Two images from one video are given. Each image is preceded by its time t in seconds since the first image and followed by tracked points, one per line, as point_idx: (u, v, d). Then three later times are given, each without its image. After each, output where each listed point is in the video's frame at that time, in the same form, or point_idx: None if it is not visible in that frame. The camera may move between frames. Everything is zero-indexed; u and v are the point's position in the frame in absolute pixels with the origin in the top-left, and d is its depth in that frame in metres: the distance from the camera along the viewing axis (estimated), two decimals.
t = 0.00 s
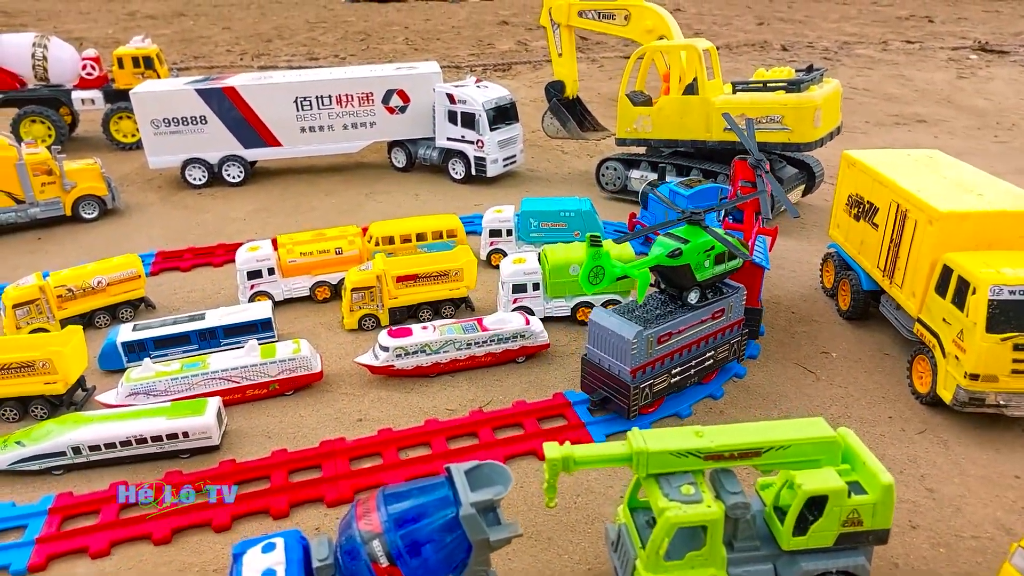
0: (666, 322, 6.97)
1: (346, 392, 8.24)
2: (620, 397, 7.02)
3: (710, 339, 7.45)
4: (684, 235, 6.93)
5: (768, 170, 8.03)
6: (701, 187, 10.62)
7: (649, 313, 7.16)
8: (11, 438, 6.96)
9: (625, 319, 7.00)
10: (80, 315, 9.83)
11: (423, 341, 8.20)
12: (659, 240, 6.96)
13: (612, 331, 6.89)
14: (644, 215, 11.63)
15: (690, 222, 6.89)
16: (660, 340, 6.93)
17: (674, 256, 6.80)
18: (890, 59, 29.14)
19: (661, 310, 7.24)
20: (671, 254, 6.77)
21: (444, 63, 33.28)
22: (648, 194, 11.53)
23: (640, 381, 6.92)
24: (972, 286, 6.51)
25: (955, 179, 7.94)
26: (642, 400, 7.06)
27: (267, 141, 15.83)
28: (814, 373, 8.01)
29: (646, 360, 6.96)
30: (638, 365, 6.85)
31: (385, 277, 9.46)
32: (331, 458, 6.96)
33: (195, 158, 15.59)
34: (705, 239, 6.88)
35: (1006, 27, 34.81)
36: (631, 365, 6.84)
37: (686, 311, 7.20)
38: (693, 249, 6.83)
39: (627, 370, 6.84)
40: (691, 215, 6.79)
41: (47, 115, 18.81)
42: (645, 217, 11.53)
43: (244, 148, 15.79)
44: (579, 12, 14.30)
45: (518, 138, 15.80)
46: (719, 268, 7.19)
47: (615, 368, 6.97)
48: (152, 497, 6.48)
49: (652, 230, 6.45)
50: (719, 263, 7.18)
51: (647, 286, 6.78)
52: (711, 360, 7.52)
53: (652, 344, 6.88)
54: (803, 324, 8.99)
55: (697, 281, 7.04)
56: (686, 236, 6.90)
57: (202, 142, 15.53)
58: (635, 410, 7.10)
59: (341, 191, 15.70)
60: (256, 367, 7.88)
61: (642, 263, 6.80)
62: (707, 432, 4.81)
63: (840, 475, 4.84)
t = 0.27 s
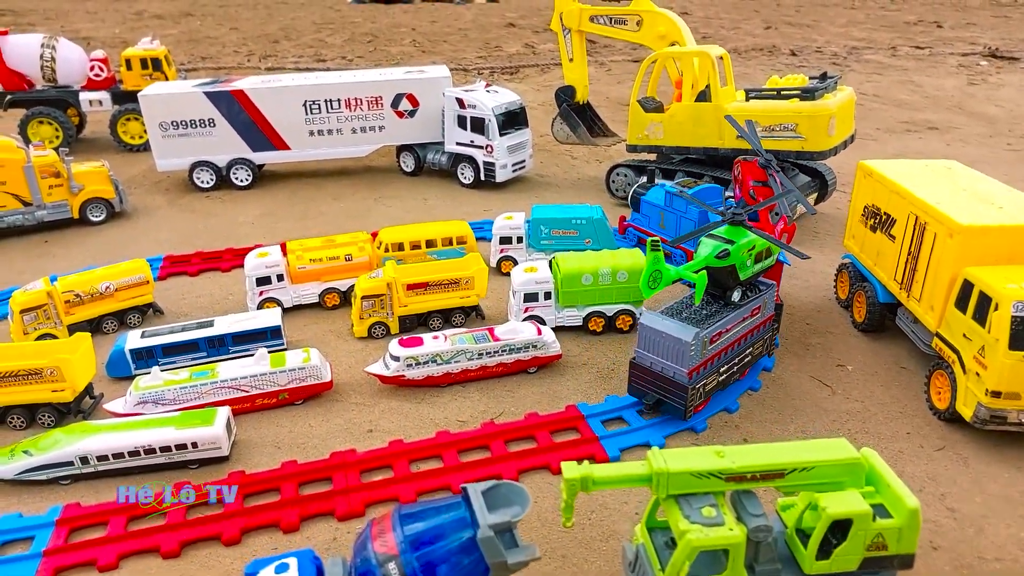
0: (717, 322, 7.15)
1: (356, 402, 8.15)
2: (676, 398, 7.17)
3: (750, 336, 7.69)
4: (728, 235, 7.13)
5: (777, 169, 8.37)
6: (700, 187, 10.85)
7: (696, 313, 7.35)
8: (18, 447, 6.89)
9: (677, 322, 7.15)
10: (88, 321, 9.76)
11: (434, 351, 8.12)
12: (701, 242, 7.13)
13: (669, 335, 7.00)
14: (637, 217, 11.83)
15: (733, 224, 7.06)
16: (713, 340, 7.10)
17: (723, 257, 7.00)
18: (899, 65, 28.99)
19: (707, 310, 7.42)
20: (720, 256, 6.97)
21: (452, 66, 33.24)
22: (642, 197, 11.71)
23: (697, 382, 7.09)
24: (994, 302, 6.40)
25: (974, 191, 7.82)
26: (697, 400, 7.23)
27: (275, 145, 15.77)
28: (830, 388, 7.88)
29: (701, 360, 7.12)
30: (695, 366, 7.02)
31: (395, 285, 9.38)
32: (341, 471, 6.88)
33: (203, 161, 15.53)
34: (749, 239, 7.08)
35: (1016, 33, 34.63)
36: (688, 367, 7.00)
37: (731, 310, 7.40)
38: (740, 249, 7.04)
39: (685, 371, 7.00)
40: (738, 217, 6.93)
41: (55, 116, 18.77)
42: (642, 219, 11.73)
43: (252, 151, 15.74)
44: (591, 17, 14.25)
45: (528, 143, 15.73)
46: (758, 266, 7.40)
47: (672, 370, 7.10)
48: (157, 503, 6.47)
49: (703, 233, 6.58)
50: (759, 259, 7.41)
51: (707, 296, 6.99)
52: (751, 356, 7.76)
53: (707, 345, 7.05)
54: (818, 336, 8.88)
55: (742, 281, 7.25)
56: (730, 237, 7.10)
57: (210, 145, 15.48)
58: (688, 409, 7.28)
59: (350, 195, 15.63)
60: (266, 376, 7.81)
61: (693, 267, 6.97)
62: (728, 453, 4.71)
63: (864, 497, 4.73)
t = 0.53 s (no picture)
0: (750, 325, 7.49)
1: (360, 418, 8.11)
2: (717, 402, 7.30)
3: (773, 337, 8.05)
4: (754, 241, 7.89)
5: (778, 174, 8.30)
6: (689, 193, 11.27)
7: (726, 317, 7.72)
8: (21, 464, 6.86)
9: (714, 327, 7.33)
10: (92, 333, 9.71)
11: (439, 366, 8.08)
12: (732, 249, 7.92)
13: (712, 341, 7.14)
14: (623, 223, 12.19)
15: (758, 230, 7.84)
16: (749, 342, 7.33)
17: (755, 260, 7.69)
18: (904, 72, 28.92)
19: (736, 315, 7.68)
20: (751, 260, 7.67)
21: (456, 71, 33.26)
22: (628, 204, 12.03)
23: (738, 384, 7.25)
24: (1006, 322, 6.33)
25: (983, 207, 7.75)
26: (736, 402, 7.39)
27: (279, 153, 15.76)
28: (838, 406, 7.81)
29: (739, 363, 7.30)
30: (736, 369, 7.19)
31: (400, 298, 9.35)
32: (345, 490, 6.83)
33: (207, 169, 15.53)
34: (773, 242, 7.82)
35: (1020, 40, 34.53)
36: (731, 370, 7.17)
37: (759, 312, 7.87)
38: (769, 252, 7.75)
39: (727, 375, 7.16)
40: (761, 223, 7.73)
41: (60, 123, 18.77)
42: (628, 225, 12.12)
43: (256, 160, 15.73)
44: (597, 27, 14.21)
45: (533, 152, 15.69)
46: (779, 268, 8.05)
47: (713, 375, 7.23)
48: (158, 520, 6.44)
49: (734, 239, 7.34)
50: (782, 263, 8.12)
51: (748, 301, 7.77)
52: (774, 357, 8.09)
53: (745, 348, 7.25)
54: (826, 352, 8.81)
55: (769, 283, 7.85)
56: (757, 241, 7.86)
57: (215, 153, 15.48)
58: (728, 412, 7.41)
59: (354, 204, 15.61)
60: (270, 393, 7.77)
61: (728, 273, 7.78)
62: (739, 480, 4.65)
63: (875, 527, 4.68)
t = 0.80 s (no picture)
0: (766, 349, 7.53)
1: (368, 451, 8.09)
2: (737, 429, 7.35)
3: (785, 359, 8.09)
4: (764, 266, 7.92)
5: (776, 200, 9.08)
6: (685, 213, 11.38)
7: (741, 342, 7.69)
8: (30, 502, 6.85)
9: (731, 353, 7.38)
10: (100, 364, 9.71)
11: (447, 399, 8.06)
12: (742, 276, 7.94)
13: (731, 368, 7.18)
14: (618, 246, 12.16)
15: (767, 257, 7.88)
16: (766, 368, 7.39)
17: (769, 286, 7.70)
18: (904, 88, 29.02)
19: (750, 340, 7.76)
20: (763, 285, 7.69)
21: (458, 90, 33.45)
22: (623, 228, 11.98)
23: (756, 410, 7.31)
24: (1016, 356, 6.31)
25: (989, 235, 7.75)
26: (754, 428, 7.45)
27: (284, 178, 15.83)
28: (848, 436, 7.78)
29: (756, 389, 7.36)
30: (754, 396, 7.25)
31: (407, 328, 9.33)
32: (354, 527, 6.81)
33: (213, 195, 15.59)
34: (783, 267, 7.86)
35: (1019, 54, 34.67)
36: (749, 397, 7.22)
37: (772, 336, 7.85)
38: (780, 277, 7.77)
39: (747, 402, 7.22)
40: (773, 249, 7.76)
41: (66, 147, 18.87)
42: (623, 248, 12.11)
43: (262, 185, 15.79)
44: (599, 51, 14.30)
45: (537, 175, 15.74)
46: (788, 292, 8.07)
47: (732, 402, 7.29)
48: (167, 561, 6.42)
49: (746, 267, 7.37)
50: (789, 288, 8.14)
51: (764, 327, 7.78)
52: (786, 378, 8.13)
53: (762, 374, 7.31)
54: (834, 380, 8.79)
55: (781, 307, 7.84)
56: (767, 266, 7.89)
57: (220, 179, 15.54)
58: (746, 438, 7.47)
59: (359, 228, 15.65)
60: (278, 426, 7.76)
61: (742, 299, 7.74)
62: (753, 525, 4.66)
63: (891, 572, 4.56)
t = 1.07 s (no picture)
0: (807, 354, 7.73)
1: (396, 465, 8.09)
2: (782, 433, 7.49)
3: (818, 363, 8.28)
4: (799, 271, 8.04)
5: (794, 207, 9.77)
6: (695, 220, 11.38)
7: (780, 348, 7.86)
8: (64, 518, 6.91)
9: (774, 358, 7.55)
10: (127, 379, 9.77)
11: (474, 414, 8.05)
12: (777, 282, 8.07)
13: (776, 374, 7.36)
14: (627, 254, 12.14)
15: (801, 262, 7.98)
16: (808, 372, 7.58)
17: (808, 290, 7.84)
18: (923, 93, 28.81)
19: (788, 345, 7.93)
20: (801, 291, 7.83)
21: (473, 99, 33.54)
22: (632, 237, 11.96)
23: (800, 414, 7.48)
24: None
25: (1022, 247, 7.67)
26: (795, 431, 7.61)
27: (305, 190, 15.92)
28: (880, 450, 7.71)
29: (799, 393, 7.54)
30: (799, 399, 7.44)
31: (432, 342, 9.33)
32: (385, 543, 6.81)
33: (234, 208, 15.70)
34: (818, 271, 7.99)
35: None
36: (795, 401, 7.40)
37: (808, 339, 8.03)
38: (816, 281, 7.93)
39: (793, 406, 7.38)
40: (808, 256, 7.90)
41: (89, 161, 19.06)
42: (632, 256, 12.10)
43: (283, 197, 15.91)
44: (618, 61, 14.33)
45: (556, 186, 15.74)
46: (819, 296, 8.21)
47: (778, 406, 7.44)
48: None
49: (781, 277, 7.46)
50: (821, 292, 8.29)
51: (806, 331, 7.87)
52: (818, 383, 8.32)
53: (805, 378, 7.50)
54: (863, 393, 8.71)
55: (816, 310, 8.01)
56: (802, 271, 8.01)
57: (242, 191, 15.65)
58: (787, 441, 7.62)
59: (379, 239, 15.71)
60: (307, 441, 7.78)
61: (783, 306, 7.83)
62: (793, 546, 4.68)
63: None
